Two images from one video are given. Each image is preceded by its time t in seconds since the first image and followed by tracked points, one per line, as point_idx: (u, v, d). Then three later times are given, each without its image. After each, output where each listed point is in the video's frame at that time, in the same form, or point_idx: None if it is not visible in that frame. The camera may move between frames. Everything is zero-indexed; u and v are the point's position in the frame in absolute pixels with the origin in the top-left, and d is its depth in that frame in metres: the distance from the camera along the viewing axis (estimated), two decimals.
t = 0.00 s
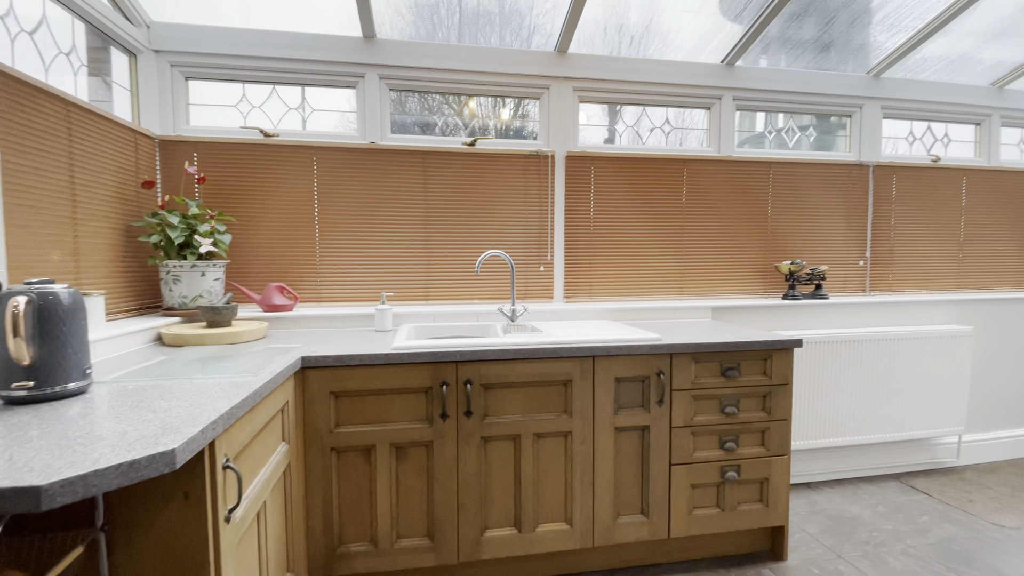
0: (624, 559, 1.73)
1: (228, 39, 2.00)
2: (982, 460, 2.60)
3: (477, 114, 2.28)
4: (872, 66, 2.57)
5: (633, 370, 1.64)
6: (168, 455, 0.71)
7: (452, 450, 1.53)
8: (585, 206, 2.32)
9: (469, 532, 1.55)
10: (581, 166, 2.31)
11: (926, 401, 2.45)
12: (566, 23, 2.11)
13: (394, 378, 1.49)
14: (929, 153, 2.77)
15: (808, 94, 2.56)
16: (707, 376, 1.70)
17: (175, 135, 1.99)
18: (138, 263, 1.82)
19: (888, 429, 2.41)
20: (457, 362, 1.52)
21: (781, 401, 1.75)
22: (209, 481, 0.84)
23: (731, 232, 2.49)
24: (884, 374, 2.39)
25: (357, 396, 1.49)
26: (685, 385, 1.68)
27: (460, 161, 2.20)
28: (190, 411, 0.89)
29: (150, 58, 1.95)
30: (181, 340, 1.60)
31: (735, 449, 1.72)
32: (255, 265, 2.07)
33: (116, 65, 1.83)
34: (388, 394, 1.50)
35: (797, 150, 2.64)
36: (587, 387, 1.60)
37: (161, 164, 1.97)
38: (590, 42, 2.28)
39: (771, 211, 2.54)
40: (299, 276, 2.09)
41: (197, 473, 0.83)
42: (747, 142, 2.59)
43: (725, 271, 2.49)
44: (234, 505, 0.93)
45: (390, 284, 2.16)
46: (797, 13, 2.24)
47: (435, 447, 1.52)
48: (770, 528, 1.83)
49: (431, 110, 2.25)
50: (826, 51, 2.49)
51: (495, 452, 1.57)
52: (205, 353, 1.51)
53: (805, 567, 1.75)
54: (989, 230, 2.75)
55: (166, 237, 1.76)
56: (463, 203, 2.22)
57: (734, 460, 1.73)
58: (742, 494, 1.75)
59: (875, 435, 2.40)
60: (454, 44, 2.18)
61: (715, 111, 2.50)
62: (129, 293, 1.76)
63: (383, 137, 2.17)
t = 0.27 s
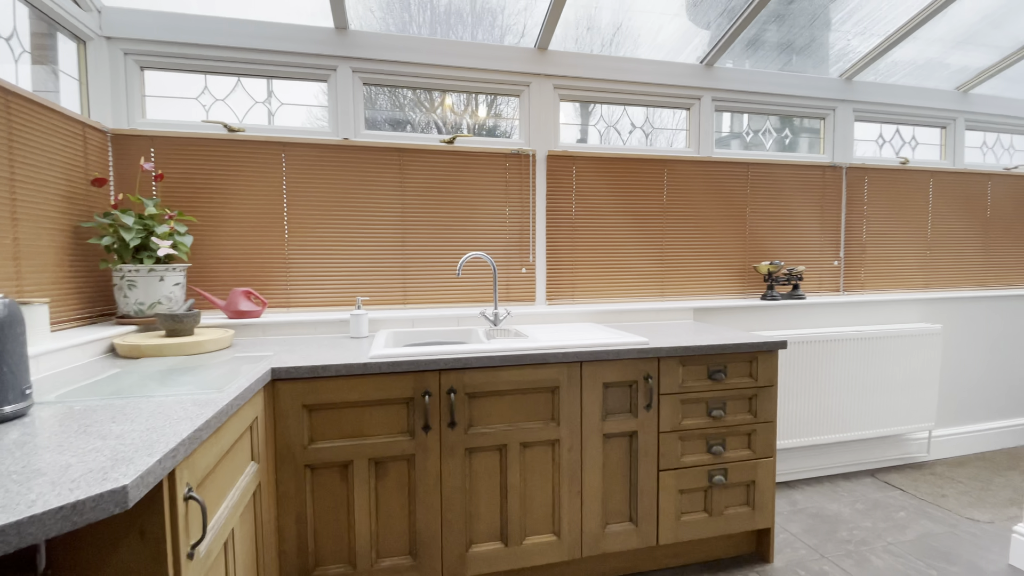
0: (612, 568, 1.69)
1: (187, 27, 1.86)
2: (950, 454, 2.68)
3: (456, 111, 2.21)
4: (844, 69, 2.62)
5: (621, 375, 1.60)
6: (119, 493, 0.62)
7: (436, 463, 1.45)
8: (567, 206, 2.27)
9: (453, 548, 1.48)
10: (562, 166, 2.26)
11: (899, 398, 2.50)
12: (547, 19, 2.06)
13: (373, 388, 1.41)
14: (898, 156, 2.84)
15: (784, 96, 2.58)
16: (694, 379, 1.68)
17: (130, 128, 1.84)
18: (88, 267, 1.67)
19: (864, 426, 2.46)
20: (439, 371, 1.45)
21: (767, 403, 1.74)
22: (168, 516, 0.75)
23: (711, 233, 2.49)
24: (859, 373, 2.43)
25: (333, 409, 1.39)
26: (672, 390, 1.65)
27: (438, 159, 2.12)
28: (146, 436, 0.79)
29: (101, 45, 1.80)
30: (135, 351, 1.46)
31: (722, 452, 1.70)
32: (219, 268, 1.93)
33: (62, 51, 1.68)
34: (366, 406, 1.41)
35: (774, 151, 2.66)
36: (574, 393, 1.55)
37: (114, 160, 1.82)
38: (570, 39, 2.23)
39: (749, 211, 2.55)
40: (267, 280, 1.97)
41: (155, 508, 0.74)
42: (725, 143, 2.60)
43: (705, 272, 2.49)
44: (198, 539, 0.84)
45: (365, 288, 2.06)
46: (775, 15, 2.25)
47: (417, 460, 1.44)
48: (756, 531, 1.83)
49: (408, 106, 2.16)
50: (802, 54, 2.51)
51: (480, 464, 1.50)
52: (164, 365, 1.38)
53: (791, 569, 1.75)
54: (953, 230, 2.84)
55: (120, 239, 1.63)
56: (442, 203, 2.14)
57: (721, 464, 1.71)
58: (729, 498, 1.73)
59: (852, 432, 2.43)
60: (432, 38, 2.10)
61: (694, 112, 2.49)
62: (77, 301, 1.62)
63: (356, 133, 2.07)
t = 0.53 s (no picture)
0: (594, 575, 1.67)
1: (138, 14, 1.73)
2: (909, 445, 2.79)
3: (428, 109, 2.14)
4: (809, 74, 2.69)
5: (602, 379, 1.57)
6: (59, 537, 0.54)
7: (414, 476, 1.39)
8: (542, 207, 2.24)
9: (433, 564, 1.42)
10: (537, 166, 2.23)
11: (863, 394, 2.58)
12: (521, 16, 2.02)
13: (346, 400, 1.33)
14: (859, 159, 2.94)
15: (753, 99, 2.63)
16: (674, 381, 1.67)
17: (73, 122, 1.70)
18: (26, 273, 1.53)
19: (831, 421, 2.52)
20: (416, 380, 1.39)
21: (744, 403, 1.75)
22: (119, 557, 0.67)
23: (685, 234, 2.51)
24: (826, 369, 2.49)
25: (304, 423, 1.31)
26: (653, 392, 1.64)
27: (410, 158, 2.05)
28: (92, 466, 0.70)
29: (39, 30, 1.65)
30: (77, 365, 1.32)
31: (702, 453, 1.70)
32: (175, 273, 1.81)
33: None
34: (339, 418, 1.34)
35: (744, 153, 2.70)
36: (556, 399, 1.52)
37: (56, 156, 1.68)
38: (544, 38, 2.20)
39: (721, 213, 2.58)
40: (228, 285, 1.85)
41: (104, 547, 0.66)
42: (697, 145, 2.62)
43: (679, 272, 2.50)
44: None
45: (335, 292, 1.97)
46: (745, 19, 2.28)
47: (394, 474, 1.38)
48: (734, 530, 1.84)
49: (378, 103, 2.08)
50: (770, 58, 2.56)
51: (460, 474, 1.45)
52: (114, 380, 1.27)
53: (768, 566, 1.76)
54: (909, 231, 2.96)
55: (62, 243, 1.49)
56: (415, 204, 2.07)
57: (701, 465, 1.71)
58: (709, 498, 1.73)
59: (820, 428, 2.50)
60: (402, 33, 2.03)
61: (667, 113, 2.51)
62: (13, 310, 1.47)
63: (323, 130, 1.97)
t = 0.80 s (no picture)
0: None
1: None
2: (871, 436, 2.90)
3: (400, 104, 2.06)
4: (775, 77, 2.75)
5: (587, 380, 1.55)
6: None
7: (395, 488, 1.33)
8: (519, 206, 2.20)
9: None
10: (514, 164, 2.18)
11: (829, 387, 2.67)
12: (497, 11, 1.98)
13: (322, 410, 1.25)
14: (821, 160, 3.04)
15: (723, 100, 2.67)
16: (657, 381, 1.66)
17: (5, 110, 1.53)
18: None
19: (800, 415, 2.59)
20: (397, 387, 1.32)
21: (724, 401, 1.77)
22: None
23: (659, 233, 2.52)
24: (795, 365, 2.56)
25: (275, 436, 1.22)
26: (637, 392, 1.62)
27: (383, 155, 1.97)
28: (36, 499, 0.61)
29: None
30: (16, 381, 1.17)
31: (684, 452, 1.70)
32: (126, 277, 1.66)
33: None
34: (314, 430, 1.26)
35: (714, 153, 2.74)
36: (541, 402, 1.48)
37: None
38: (520, 34, 2.16)
39: (693, 212, 2.61)
40: (186, 289, 1.72)
41: None
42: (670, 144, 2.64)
43: (654, 271, 2.51)
44: None
45: (304, 295, 1.86)
46: (717, 21, 2.31)
47: (374, 486, 1.31)
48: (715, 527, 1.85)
49: (347, 97, 1.99)
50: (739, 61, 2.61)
51: (443, 484, 1.39)
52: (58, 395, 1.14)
53: (749, 562, 1.78)
54: (867, 230, 3.08)
55: None
56: (388, 202, 1.98)
57: (684, 464, 1.71)
58: (691, 497, 1.74)
59: (790, 422, 2.56)
60: (373, 24, 1.94)
61: (641, 113, 2.51)
62: None
63: (289, 124, 1.86)
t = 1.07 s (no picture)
0: None
1: None
2: (836, 428, 3.02)
3: (377, 101, 1.99)
4: (745, 81, 2.82)
5: (577, 383, 1.52)
6: None
7: (384, 502, 1.26)
8: (500, 207, 2.16)
9: None
10: (494, 164, 2.14)
11: (799, 383, 2.75)
12: (477, 8, 1.93)
13: (305, 423, 1.18)
14: (787, 162, 3.14)
15: (696, 103, 2.71)
16: (644, 381, 1.66)
17: None
18: None
19: (773, 411, 2.66)
20: (385, 396, 1.26)
21: (708, 399, 1.78)
22: None
23: (637, 233, 2.54)
24: (768, 362, 2.63)
25: (255, 453, 1.14)
26: (626, 394, 1.62)
27: (360, 153, 1.89)
28: None
29: None
30: None
31: (671, 452, 1.71)
32: (78, 283, 1.52)
33: None
34: (297, 445, 1.18)
35: (688, 155, 2.78)
36: (532, 407, 1.45)
37: None
38: (499, 31, 2.12)
39: (669, 213, 2.64)
40: (147, 295, 1.59)
41: None
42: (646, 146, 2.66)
43: (633, 272, 2.53)
44: None
45: (277, 300, 1.76)
46: (693, 25, 2.34)
47: (362, 501, 1.24)
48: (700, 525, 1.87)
49: (321, 92, 1.90)
50: (712, 65, 2.65)
51: (433, 495, 1.34)
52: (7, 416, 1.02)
53: (735, 558, 1.80)
54: (830, 230, 3.21)
55: None
56: (365, 202, 1.91)
57: (671, 464, 1.71)
58: (678, 496, 1.74)
59: (763, 417, 2.63)
60: (348, 16, 1.86)
61: (618, 114, 2.52)
62: None
63: (259, 120, 1.76)
